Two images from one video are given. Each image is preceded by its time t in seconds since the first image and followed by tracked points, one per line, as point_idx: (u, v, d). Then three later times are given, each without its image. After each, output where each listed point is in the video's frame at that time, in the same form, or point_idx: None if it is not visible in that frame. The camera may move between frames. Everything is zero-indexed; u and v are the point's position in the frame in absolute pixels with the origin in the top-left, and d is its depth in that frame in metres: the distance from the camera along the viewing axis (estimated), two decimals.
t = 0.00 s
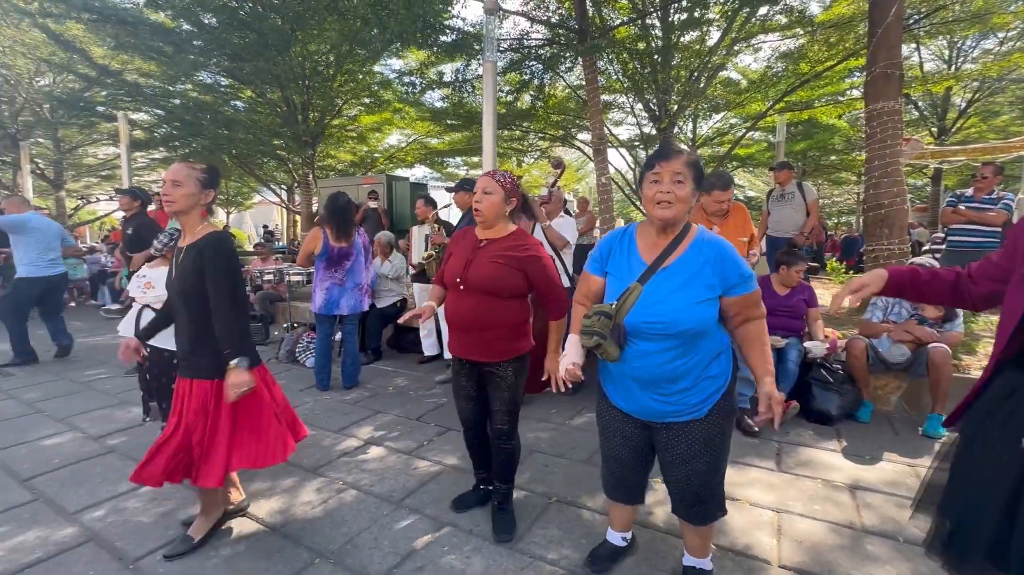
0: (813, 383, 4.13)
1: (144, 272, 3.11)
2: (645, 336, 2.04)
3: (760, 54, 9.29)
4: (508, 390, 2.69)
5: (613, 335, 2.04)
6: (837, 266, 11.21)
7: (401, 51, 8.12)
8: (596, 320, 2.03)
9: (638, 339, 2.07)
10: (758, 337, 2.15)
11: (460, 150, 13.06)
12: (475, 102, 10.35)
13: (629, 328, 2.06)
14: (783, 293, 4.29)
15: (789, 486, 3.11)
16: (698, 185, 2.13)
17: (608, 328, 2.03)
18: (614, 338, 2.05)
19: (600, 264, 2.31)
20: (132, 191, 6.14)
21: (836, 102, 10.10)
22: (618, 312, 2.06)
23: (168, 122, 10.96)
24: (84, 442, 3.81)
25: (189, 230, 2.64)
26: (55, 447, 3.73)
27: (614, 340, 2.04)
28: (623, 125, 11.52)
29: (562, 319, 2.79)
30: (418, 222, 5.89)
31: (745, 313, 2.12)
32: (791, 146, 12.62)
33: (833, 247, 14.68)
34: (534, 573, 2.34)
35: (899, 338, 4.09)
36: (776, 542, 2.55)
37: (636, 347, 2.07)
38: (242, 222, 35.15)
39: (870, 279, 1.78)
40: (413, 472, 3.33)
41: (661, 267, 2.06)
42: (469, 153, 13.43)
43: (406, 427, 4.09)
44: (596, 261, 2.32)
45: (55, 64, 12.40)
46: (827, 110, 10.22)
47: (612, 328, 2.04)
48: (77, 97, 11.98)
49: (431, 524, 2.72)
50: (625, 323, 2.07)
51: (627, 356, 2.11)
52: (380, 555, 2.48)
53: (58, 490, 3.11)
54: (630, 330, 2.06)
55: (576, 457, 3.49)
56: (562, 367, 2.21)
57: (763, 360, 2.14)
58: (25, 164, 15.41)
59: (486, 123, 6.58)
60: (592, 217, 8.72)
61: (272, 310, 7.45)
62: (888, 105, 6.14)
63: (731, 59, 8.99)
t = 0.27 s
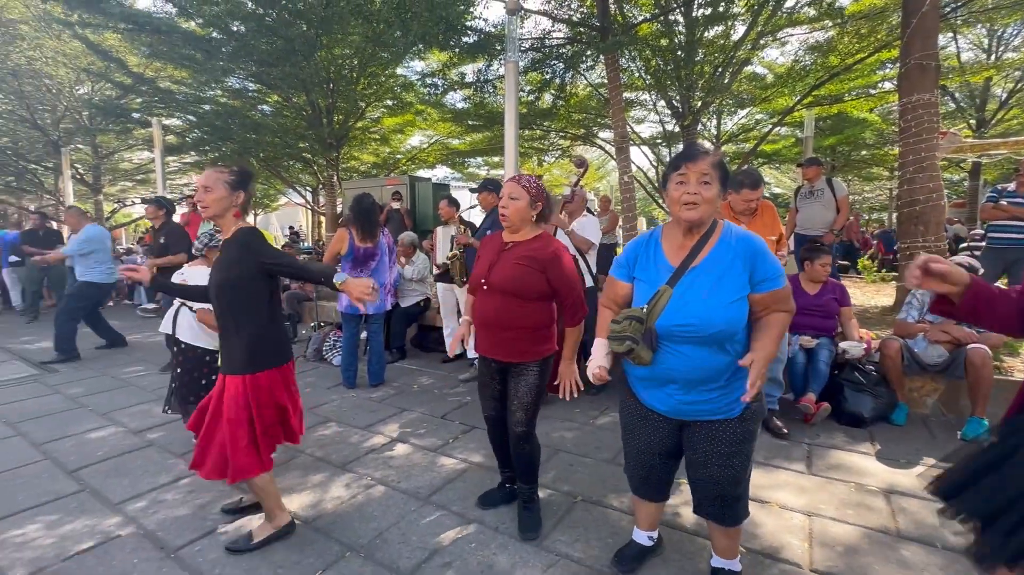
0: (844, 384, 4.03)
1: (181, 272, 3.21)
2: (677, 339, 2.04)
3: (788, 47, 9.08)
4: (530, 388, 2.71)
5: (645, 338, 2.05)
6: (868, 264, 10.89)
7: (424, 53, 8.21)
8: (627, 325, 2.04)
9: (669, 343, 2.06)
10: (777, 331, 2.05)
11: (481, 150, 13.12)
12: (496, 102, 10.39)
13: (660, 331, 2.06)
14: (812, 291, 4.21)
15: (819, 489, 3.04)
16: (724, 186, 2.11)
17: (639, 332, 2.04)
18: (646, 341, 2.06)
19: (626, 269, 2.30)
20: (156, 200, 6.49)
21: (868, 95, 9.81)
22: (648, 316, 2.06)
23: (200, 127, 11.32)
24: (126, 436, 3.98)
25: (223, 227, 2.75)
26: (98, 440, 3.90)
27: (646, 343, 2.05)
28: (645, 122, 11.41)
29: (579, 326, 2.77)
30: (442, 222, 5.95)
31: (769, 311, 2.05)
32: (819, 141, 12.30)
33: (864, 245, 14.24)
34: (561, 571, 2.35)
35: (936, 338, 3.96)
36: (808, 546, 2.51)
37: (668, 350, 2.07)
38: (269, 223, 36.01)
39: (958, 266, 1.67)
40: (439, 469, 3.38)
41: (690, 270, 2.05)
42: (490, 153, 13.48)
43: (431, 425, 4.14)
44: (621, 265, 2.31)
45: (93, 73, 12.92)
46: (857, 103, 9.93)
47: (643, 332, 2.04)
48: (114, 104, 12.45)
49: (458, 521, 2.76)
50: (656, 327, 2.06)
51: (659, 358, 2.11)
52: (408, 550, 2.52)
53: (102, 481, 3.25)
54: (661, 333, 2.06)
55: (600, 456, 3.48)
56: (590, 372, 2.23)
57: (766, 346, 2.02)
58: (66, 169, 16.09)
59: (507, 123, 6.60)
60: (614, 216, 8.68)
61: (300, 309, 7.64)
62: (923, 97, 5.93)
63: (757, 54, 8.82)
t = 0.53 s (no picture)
0: (872, 381, 3.96)
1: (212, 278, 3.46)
2: (703, 337, 2.03)
3: (809, 40, 8.91)
4: (577, 381, 2.77)
5: (670, 338, 2.05)
6: (894, 260, 10.64)
7: (440, 53, 8.26)
8: (653, 324, 2.05)
9: (695, 340, 2.06)
10: (807, 325, 2.05)
11: (497, 148, 13.16)
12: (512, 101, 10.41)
13: (686, 330, 2.05)
14: (838, 287, 4.13)
15: (847, 488, 3.01)
16: (750, 182, 2.10)
17: (665, 331, 2.04)
18: (671, 340, 2.06)
19: (652, 265, 2.29)
20: (185, 195, 6.49)
21: (893, 87, 9.57)
22: (674, 315, 2.06)
23: (222, 130, 11.56)
24: (159, 431, 4.11)
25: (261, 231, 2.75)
26: (134, 435, 4.03)
27: (672, 342, 2.06)
28: (662, 119, 11.32)
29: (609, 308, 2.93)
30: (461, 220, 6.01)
31: (798, 305, 2.05)
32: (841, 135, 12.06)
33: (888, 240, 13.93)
34: (588, 566, 2.37)
35: (967, 335, 3.88)
36: (837, 544, 2.49)
37: (694, 349, 2.07)
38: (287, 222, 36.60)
39: None
40: (462, 465, 3.42)
41: (716, 267, 2.04)
42: (506, 151, 13.51)
43: (454, 422, 4.19)
44: (646, 261, 2.30)
45: (119, 78, 13.26)
46: (882, 95, 9.70)
47: (669, 331, 2.05)
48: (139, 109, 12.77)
49: (484, 516, 2.80)
50: (682, 326, 2.06)
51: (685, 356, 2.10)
52: (436, 544, 2.57)
53: (139, 474, 3.37)
54: (687, 332, 2.05)
55: (623, 453, 3.49)
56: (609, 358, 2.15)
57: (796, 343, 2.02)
58: (93, 172, 16.56)
59: (525, 121, 6.62)
60: (632, 213, 8.64)
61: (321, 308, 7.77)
62: (953, 88, 5.77)
63: (777, 47, 8.67)
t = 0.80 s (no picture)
0: (887, 376, 3.95)
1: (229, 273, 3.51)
2: (720, 335, 2.06)
3: (821, 32, 8.81)
4: (599, 381, 2.83)
5: (688, 336, 2.08)
6: (908, 253, 10.53)
7: (450, 51, 8.29)
8: (672, 322, 2.06)
9: (713, 339, 2.09)
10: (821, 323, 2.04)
11: (506, 146, 13.18)
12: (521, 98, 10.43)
13: (704, 328, 2.08)
14: (855, 283, 4.13)
15: (862, 482, 3.02)
16: (764, 181, 2.11)
17: (684, 329, 2.06)
18: (690, 338, 2.08)
19: (668, 265, 2.31)
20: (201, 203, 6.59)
21: (906, 78, 9.45)
22: (691, 314, 2.09)
23: (233, 130, 11.69)
24: (181, 426, 4.21)
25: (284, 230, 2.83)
26: (157, 431, 4.13)
27: (690, 340, 2.08)
28: (671, 113, 11.27)
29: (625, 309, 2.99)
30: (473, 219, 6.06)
31: (816, 303, 2.03)
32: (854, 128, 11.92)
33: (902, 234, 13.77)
34: (605, 557, 2.41)
35: (983, 329, 3.84)
36: (853, 537, 2.50)
37: (710, 346, 2.10)
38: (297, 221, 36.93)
39: None
40: (479, 460, 3.48)
41: (732, 267, 2.06)
42: (515, 149, 13.52)
43: (468, 417, 4.25)
44: (661, 261, 2.32)
45: (133, 80, 13.46)
46: (895, 87, 9.57)
47: (687, 329, 2.07)
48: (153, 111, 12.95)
49: (501, 509, 2.85)
50: (699, 325, 2.09)
51: (702, 353, 2.13)
52: (456, 536, 2.62)
53: (165, 468, 3.46)
54: (705, 330, 2.08)
55: (637, 448, 3.52)
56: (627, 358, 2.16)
57: (800, 329, 1.96)
58: (108, 174, 16.83)
59: (535, 119, 6.63)
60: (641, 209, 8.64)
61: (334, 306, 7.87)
62: (969, 80, 5.70)
63: (788, 40, 8.60)
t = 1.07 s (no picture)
0: (892, 368, 3.99)
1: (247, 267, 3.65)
2: (725, 327, 2.10)
3: (824, 24, 8.75)
4: (597, 373, 2.85)
5: (697, 328, 2.12)
6: (912, 246, 10.50)
7: (451, 48, 8.29)
8: (680, 315, 2.10)
9: (718, 329, 2.13)
10: (829, 312, 2.09)
11: (508, 142, 13.18)
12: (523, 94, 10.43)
13: (709, 320, 2.12)
14: (863, 277, 4.14)
15: (868, 472, 3.05)
16: (767, 175, 2.13)
17: (692, 322, 2.10)
18: (697, 330, 2.12)
19: (675, 256, 2.35)
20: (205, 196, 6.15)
21: (910, 70, 9.39)
22: (697, 306, 2.12)
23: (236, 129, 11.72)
24: (194, 422, 4.28)
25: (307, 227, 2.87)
26: (170, 427, 4.20)
27: (698, 332, 2.12)
28: (673, 108, 11.25)
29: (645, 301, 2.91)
30: (478, 215, 6.09)
31: (821, 293, 2.09)
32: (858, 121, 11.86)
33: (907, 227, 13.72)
34: (615, 546, 2.46)
35: (989, 321, 3.87)
36: (859, 525, 2.54)
37: (716, 336, 2.14)
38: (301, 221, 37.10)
39: None
40: (488, 453, 3.53)
41: (737, 259, 2.09)
42: (517, 145, 13.52)
43: (476, 412, 4.30)
44: (667, 253, 2.36)
45: (136, 81, 13.51)
46: (899, 79, 9.51)
47: (694, 322, 2.11)
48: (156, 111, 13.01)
49: (512, 500, 2.89)
50: (705, 316, 2.12)
51: (709, 344, 2.17)
52: (468, 526, 2.67)
53: (180, 463, 3.52)
54: (711, 322, 2.12)
55: (644, 440, 3.57)
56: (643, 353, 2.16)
57: (817, 327, 2.06)
58: (113, 174, 16.91)
59: (539, 115, 6.65)
60: (645, 204, 8.65)
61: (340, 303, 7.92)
62: (973, 71, 5.69)
63: (791, 33, 8.57)
